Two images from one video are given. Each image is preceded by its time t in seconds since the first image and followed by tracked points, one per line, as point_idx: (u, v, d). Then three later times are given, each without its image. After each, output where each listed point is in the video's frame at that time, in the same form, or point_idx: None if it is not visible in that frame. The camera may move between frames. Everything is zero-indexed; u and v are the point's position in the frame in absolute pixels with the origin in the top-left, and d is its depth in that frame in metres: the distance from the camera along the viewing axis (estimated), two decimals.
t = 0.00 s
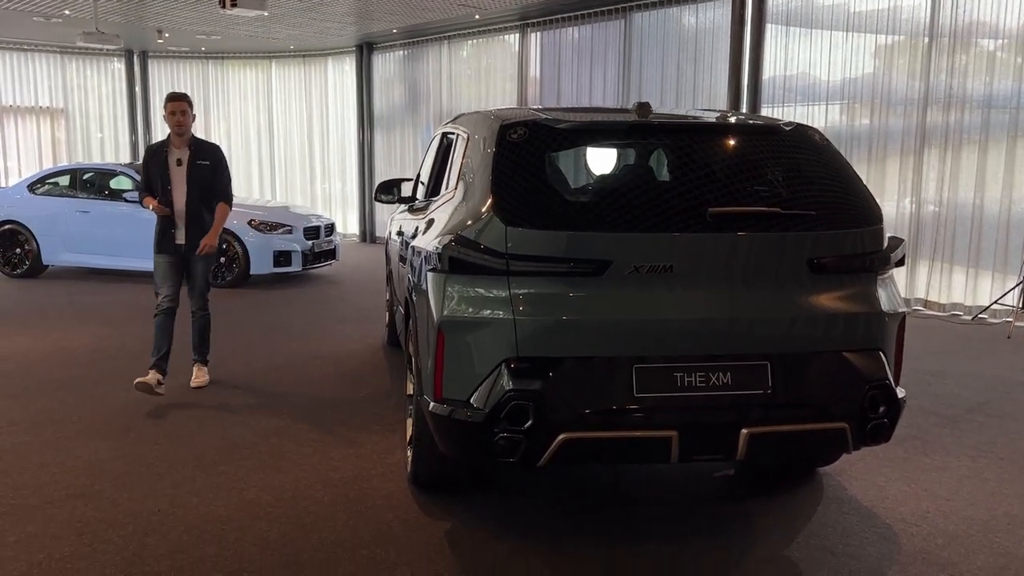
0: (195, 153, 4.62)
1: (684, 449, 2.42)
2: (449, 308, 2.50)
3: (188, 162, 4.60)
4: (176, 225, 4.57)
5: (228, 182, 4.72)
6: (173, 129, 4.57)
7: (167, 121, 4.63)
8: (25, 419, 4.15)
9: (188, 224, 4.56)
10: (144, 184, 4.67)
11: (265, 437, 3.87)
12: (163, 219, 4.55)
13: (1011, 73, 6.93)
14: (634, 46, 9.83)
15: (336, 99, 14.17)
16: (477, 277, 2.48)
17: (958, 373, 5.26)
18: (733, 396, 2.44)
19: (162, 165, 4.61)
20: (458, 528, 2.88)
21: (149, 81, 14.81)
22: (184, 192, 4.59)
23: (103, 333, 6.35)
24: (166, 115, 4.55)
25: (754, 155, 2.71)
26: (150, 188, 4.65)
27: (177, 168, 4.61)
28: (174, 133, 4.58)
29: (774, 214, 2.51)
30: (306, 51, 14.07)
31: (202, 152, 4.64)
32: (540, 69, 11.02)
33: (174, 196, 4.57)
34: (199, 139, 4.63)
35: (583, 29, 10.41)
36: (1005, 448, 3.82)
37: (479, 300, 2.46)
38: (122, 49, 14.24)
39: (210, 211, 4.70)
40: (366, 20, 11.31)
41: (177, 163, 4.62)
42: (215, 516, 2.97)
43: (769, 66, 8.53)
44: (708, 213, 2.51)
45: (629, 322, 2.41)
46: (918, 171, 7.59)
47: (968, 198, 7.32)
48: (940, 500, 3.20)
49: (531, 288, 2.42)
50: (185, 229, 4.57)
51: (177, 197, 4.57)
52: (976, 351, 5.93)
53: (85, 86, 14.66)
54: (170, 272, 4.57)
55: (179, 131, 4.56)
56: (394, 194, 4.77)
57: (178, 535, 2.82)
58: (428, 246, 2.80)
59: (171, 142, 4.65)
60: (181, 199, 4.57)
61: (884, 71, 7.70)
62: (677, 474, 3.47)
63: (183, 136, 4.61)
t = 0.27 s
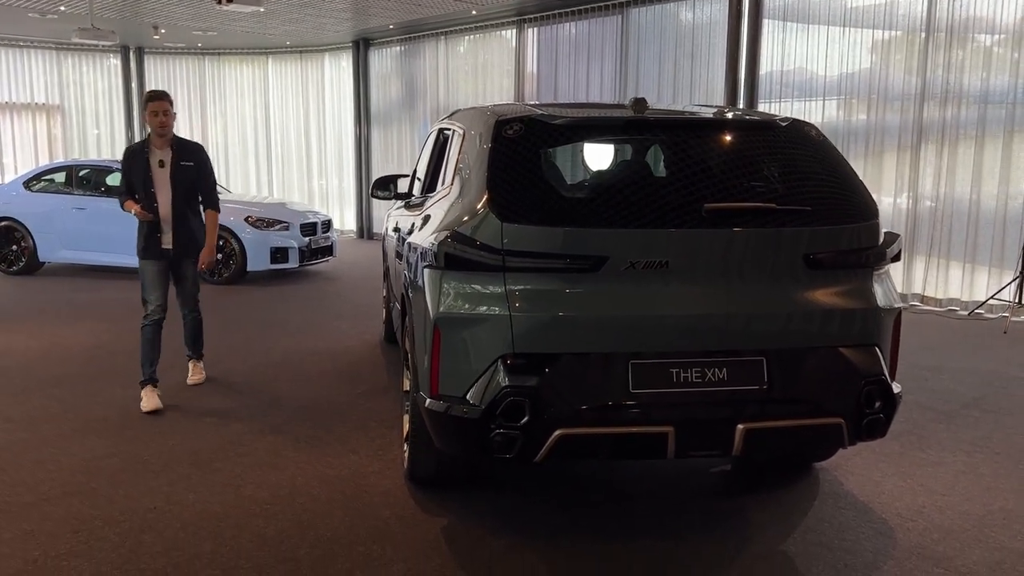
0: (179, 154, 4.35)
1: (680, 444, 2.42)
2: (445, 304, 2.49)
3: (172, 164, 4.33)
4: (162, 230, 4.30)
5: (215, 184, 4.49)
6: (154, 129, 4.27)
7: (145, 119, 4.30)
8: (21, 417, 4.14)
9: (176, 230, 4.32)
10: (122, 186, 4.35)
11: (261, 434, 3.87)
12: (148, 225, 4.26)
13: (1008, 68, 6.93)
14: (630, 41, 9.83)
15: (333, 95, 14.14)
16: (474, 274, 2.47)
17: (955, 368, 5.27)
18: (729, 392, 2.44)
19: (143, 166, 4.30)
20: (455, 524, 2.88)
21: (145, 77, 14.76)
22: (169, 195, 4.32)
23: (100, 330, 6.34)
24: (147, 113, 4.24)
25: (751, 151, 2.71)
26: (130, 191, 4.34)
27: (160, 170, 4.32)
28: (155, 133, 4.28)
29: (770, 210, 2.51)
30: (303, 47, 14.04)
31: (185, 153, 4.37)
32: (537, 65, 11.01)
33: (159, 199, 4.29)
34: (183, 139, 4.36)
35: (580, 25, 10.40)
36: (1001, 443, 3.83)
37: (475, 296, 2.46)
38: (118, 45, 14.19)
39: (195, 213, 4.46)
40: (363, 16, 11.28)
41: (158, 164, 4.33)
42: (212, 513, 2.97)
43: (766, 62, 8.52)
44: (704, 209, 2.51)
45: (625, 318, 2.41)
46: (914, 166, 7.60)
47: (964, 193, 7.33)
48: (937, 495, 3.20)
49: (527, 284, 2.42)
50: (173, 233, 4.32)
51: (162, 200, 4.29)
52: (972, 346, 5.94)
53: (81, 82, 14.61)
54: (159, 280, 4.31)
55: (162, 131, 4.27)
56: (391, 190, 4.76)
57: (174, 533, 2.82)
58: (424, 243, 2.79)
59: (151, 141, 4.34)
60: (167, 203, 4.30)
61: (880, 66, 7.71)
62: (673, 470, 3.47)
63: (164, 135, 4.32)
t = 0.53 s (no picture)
0: (172, 148, 4.30)
1: (676, 441, 2.42)
2: (441, 301, 2.50)
3: (166, 158, 4.27)
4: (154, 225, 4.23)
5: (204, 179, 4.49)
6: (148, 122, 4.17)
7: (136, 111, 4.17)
8: (18, 414, 4.13)
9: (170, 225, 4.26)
10: (104, 178, 4.19)
11: (258, 431, 3.87)
12: (140, 219, 4.16)
13: (1003, 65, 6.94)
14: (627, 38, 9.82)
15: (329, 92, 14.12)
16: (470, 271, 2.47)
17: (950, 364, 5.28)
18: (725, 388, 2.45)
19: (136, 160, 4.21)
20: (452, 521, 2.89)
21: (141, 74, 14.71)
22: (162, 190, 4.27)
23: (96, 327, 6.33)
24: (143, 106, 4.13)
25: (746, 147, 2.71)
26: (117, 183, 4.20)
27: (153, 164, 4.26)
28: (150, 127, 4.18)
29: (766, 207, 2.52)
30: (299, 44, 14.00)
31: (178, 147, 4.33)
32: (533, 62, 11.00)
33: (153, 195, 4.22)
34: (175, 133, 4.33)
35: (577, 22, 10.38)
36: (996, 439, 3.84)
37: (471, 294, 2.45)
38: (113, 42, 14.14)
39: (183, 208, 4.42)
40: (359, 12, 11.26)
41: (152, 157, 4.26)
42: (208, 511, 2.97)
43: (763, 58, 8.52)
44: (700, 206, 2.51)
45: (621, 315, 2.41)
46: (910, 163, 7.60)
47: (960, 190, 7.34)
48: (932, 491, 3.21)
49: (523, 281, 2.42)
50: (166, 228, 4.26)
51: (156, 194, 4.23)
52: (968, 342, 5.95)
53: (77, 79, 14.56)
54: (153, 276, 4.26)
55: (161, 124, 4.20)
56: (387, 187, 4.76)
57: (171, 530, 2.82)
58: (420, 241, 2.79)
59: (141, 133, 4.25)
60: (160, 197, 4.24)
61: (877, 62, 7.71)
62: (670, 466, 3.48)
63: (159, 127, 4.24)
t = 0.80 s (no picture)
0: (174, 146, 4.43)
1: (671, 438, 2.43)
2: (437, 299, 2.50)
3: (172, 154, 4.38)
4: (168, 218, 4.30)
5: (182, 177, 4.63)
6: (158, 118, 4.23)
7: (145, 105, 4.19)
8: (13, 412, 4.13)
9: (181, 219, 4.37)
10: (118, 169, 4.09)
11: (254, 429, 3.86)
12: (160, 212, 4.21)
13: (998, 63, 6.96)
14: (623, 35, 9.82)
15: (325, 90, 14.11)
16: (466, 268, 2.47)
17: (945, 361, 5.30)
18: (720, 385, 2.46)
19: (148, 153, 4.24)
20: (448, 519, 2.89)
21: (136, 71, 14.68)
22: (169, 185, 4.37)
23: (91, 325, 6.31)
24: (160, 101, 4.18)
25: (742, 145, 2.71)
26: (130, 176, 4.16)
27: (163, 159, 4.34)
28: (161, 123, 4.25)
29: (761, 204, 2.52)
30: (295, 41, 13.98)
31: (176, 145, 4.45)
32: (529, 59, 10.99)
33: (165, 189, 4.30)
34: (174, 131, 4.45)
35: (573, 19, 10.38)
36: (990, 435, 3.86)
37: (467, 291, 2.46)
38: (108, 39, 14.10)
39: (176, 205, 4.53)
40: (355, 10, 11.24)
41: (161, 152, 4.33)
42: (204, 508, 2.97)
43: (759, 56, 8.53)
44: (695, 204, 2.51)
45: (617, 312, 2.41)
46: (906, 160, 7.62)
47: (955, 187, 7.36)
48: (926, 487, 3.23)
49: (519, 279, 2.42)
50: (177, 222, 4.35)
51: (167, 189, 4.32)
52: (962, 339, 5.97)
53: (72, 77, 14.52)
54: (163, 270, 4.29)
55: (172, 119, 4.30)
56: (383, 185, 4.75)
57: (167, 527, 2.82)
58: (416, 238, 2.79)
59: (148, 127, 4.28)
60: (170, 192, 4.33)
61: (872, 60, 7.72)
62: (665, 463, 3.49)
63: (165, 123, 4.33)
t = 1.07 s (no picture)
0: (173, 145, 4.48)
1: (667, 436, 2.44)
2: (433, 296, 2.50)
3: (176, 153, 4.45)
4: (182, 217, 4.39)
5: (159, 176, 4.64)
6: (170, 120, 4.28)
7: (160, 106, 4.22)
8: (8, 410, 4.12)
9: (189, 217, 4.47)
10: (151, 167, 4.12)
11: (250, 428, 3.86)
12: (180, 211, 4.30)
13: (993, 62, 6.98)
14: (620, 34, 9.82)
15: (321, 88, 14.09)
16: (462, 266, 2.48)
17: (940, 360, 5.31)
18: (715, 383, 2.46)
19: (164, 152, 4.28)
20: (444, 516, 2.90)
21: (132, 69, 14.63)
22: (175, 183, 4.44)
23: (87, 324, 6.30)
24: (174, 101, 4.25)
25: (737, 144, 2.72)
26: (159, 174, 4.20)
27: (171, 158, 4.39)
28: (173, 124, 4.31)
29: (757, 203, 2.53)
30: (291, 39, 13.96)
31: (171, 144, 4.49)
32: (526, 58, 10.99)
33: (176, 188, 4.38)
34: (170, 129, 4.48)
35: (569, 18, 10.38)
36: (985, 433, 3.87)
37: (463, 289, 2.46)
38: (103, 37, 14.06)
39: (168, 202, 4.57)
40: (351, 8, 11.22)
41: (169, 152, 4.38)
42: (200, 506, 2.97)
43: (755, 55, 8.54)
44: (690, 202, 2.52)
45: (613, 310, 2.42)
46: (902, 159, 7.63)
47: (950, 186, 7.38)
48: (920, 485, 3.24)
49: (515, 277, 2.42)
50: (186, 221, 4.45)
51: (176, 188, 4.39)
52: (957, 337, 5.98)
53: (67, 75, 14.48)
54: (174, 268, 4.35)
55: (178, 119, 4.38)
56: (379, 183, 4.75)
57: (163, 525, 2.82)
58: (412, 237, 2.79)
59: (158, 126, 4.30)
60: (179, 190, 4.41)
61: (868, 59, 7.73)
62: (661, 461, 3.50)
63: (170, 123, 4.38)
